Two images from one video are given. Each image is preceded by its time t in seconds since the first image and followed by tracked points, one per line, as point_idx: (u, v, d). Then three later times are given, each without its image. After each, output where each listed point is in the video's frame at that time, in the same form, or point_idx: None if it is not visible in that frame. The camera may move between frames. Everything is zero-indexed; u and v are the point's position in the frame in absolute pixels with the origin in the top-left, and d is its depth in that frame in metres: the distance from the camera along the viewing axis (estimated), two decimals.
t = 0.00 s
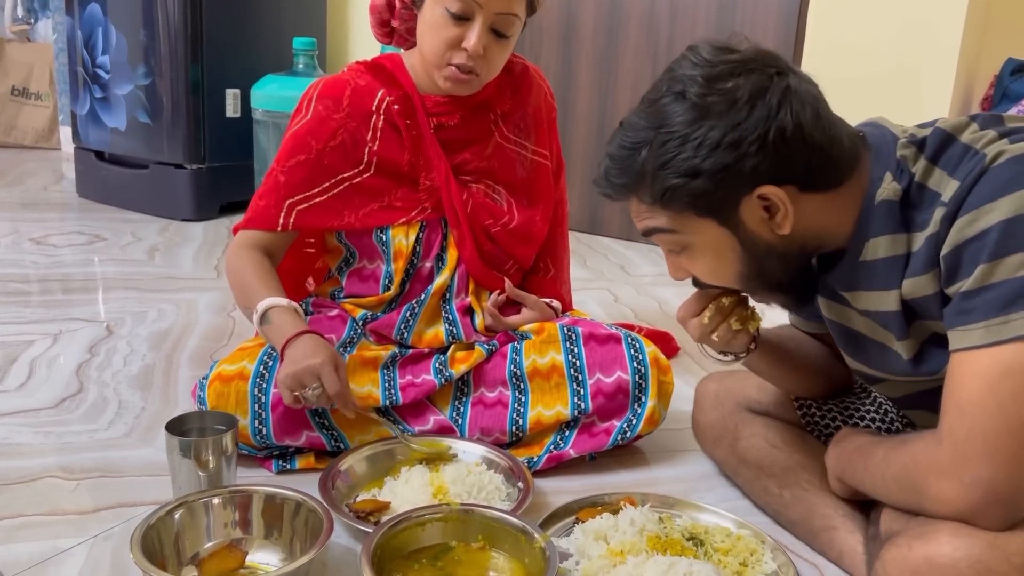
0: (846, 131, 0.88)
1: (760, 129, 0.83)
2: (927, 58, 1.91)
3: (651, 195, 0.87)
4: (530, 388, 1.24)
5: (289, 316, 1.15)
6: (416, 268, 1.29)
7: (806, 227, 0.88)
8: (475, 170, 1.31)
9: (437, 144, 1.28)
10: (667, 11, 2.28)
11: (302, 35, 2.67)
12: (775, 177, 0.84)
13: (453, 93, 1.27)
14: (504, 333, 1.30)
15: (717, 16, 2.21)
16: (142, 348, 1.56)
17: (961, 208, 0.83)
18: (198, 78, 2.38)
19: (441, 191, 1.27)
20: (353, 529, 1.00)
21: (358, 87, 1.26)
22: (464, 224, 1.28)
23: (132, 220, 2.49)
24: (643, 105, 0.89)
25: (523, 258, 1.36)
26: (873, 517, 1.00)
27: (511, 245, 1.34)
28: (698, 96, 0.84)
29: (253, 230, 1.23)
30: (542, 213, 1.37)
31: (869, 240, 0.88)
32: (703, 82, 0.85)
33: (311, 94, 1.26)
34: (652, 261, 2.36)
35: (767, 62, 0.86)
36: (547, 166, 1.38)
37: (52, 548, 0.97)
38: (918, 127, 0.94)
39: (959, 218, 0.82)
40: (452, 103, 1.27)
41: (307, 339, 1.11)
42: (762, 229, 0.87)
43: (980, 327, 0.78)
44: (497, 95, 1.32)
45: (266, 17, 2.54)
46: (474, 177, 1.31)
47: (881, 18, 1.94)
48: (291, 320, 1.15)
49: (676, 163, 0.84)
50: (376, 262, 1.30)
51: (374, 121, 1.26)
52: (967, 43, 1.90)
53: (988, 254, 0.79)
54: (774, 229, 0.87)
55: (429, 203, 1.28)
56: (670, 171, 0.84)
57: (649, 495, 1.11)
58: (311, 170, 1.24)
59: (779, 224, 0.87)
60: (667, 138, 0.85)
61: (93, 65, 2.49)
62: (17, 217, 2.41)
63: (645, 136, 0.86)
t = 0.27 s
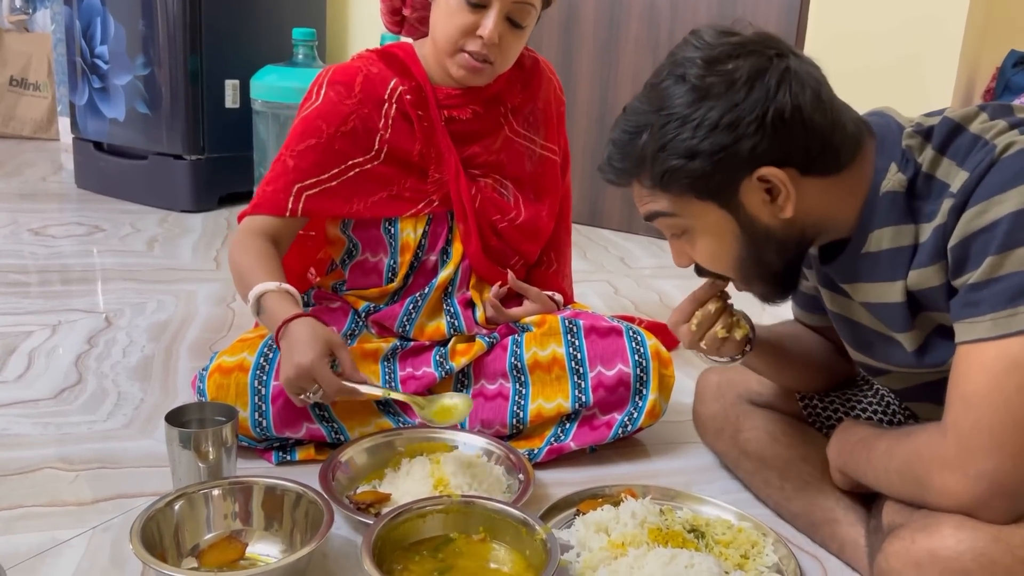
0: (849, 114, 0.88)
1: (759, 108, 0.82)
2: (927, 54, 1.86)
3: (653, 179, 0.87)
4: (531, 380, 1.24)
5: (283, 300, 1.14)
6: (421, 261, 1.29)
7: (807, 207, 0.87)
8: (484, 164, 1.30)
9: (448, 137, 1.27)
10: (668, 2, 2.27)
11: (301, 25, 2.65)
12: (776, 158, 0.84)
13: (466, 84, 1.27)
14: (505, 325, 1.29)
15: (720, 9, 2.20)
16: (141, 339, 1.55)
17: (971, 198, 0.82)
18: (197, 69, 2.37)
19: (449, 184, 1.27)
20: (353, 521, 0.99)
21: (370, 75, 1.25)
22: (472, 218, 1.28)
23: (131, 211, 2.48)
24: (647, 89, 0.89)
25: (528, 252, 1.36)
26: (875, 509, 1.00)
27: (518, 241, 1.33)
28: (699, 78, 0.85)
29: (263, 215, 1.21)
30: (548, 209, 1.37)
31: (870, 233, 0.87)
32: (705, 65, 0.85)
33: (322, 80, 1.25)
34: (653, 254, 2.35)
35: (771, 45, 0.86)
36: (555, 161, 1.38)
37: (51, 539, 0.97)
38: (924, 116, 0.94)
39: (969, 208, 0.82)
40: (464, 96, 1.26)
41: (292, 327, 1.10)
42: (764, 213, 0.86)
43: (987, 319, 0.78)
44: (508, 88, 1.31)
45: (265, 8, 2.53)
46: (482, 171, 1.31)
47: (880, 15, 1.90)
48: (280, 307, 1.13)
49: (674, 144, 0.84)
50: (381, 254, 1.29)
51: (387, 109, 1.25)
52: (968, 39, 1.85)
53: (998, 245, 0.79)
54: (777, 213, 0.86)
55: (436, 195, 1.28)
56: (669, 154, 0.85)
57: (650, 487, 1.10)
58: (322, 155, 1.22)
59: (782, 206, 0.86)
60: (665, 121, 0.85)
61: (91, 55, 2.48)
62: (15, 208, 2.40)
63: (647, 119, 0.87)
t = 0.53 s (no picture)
0: (873, 98, 0.88)
1: (794, 77, 0.82)
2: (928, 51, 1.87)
3: (670, 142, 0.85)
4: (532, 376, 1.24)
5: (331, 325, 1.06)
6: (428, 260, 1.29)
7: (827, 190, 0.87)
8: (494, 163, 1.30)
9: (459, 136, 1.26)
10: None
11: (301, 19, 2.65)
12: (802, 132, 0.83)
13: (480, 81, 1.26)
14: (506, 321, 1.29)
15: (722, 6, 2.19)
16: (141, 334, 1.55)
17: (986, 193, 0.82)
18: (197, 62, 2.36)
19: (460, 184, 1.26)
20: (353, 516, 0.99)
21: (382, 73, 1.22)
22: (484, 219, 1.28)
23: (130, 205, 2.47)
24: (672, 52, 0.87)
25: (535, 251, 1.37)
26: (876, 505, 1.00)
27: (526, 241, 1.34)
28: (730, 41, 0.83)
29: (296, 223, 1.16)
30: (555, 207, 1.38)
31: (888, 220, 0.87)
32: (736, 29, 0.83)
33: (333, 78, 1.22)
34: (653, 249, 2.35)
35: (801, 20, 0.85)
36: (562, 158, 1.39)
37: (51, 534, 0.97)
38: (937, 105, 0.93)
39: (985, 204, 0.81)
40: (476, 96, 1.26)
41: (343, 351, 1.02)
42: (783, 188, 0.86)
43: (998, 318, 0.78)
44: (518, 86, 1.31)
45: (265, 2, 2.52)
46: (492, 170, 1.31)
47: (881, 11, 1.89)
48: (326, 330, 1.05)
49: (701, 107, 0.82)
50: (385, 256, 1.26)
51: (399, 108, 1.22)
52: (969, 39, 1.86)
53: (1012, 244, 0.78)
54: (796, 190, 0.86)
55: (447, 195, 1.27)
56: (694, 116, 0.83)
57: (651, 482, 1.10)
58: (343, 155, 1.18)
59: (802, 182, 0.85)
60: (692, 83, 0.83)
61: (90, 48, 2.47)
62: (14, 201, 2.39)
63: (672, 81, 0.84)
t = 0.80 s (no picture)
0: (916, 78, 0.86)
1: (860, 28, 0.79)
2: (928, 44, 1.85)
3: (716, 79, 0.81)
4: (530, 373, 1.24)
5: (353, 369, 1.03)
6: (432, 262, 1.29)
7: (858, 156, 0.85)
8: (502, 164, 1.30)
9: (468, 137, 1.24)
10: None
11: (300, 15, 2.64)
12: (851, 90, 0.80)
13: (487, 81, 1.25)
14: (506, 318, 1.29)
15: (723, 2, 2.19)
16: (139, 329, 1.55)
17: (1007, 192, 0.80)
18: (195, 58, 2.36)
19: (470, 188, 1.25)
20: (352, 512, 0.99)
21: (390, 75, 1.19)
22: (491, 222, 1.28)
23: (128, 200, 2.47)
24: None
25: (539, 249, 1.37)
26: (874, 501, 1.00)
27: (531, 241, 1.35)
28: None
29: (312, 234, 1.13)
30: (560, 207, 1.38)
31: (910, 197, 0.86)
32: None
33: (340, 81, 1.19)
34: (651, 245, 2.35)
35: None
36: (567, 155, 1.39)
37: (49, 530, 0.97)
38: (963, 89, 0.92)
39: (1004, 203, 0.80)
40: (484, 98, 1.25)
41: (369, 402, 0.97)
42: (818, 146, 0.83)
43: (1012, 317, 0.77)
44: (524, 86, 1.30)
45: None
46: (500, 171, 1.30)
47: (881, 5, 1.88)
48: (347, 377, 1.01)
49: (759, 43, 0.78)
50: (388, 258, 1.25)
51: (408, 111, 1.20)
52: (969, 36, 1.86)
53: None
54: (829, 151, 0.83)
55: (456, 199, 1.26)
56: (747, 49, 0.78)
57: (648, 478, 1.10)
58: (355, 161, 1.16)
59: (838, 145, 0.83)
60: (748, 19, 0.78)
61: (88, 43, 2.47)
62: (12, 197, 2.39)
63: (728, 13, 0.80)
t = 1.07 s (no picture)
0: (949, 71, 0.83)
1: (914, 15, 0.76)
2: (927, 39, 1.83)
3: (755, 43, 0.77)
4: (527, 372, 1.24)
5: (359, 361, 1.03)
6: (432, 263, 1.29)
7: (889, 139, 0.83)
8: (503, 167, 1.30)
9: (469, 140, 1.24)
10: None
11: (298, 12, 2.64)
12: (891, 72, 0.78)
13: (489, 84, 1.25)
14: (504, 316, 1.30)
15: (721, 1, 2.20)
16: (137, 327, 1.55)
17: (1020, 192, 0.78)
18: (194, 55, 2.35)
19: (469, 191, 1.25)
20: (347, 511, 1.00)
21: (391, 77, 1.19)
22: (489, 226, 1.28)
23: (127, 197, 2.47)
24: None
25: (539, 252, 1.37)
26: (871, 500, 1.00)
27: (531, 245, 1.35)
28: None
29: (307, 236, 1.13)
30: (561, 211, 1.38)
31: (927, 185, 0.84)
32: None
33: (341, 82, 1.19)
34: (649, 243, 2.35)
35: None
36: (570, 158, 1.38)
37: (47, 527, 0.97)
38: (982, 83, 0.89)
39: (1017, 202, 0.78)
40: (486, 101, 1.25)
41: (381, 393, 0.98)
42: (849, 126, 0.80)
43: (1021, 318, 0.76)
44: (527, 89, 1.30)
45: None
46: (501, 175, 1.30)
47: None
48: (357, 369, 1.02)
49: (809, 13, 0.74)
50: (388, 262, 1.25)
51: (409, 113, 1.20)
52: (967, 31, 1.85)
53: None
54: (859, 133, 0.81)
55: (456, 202, 1.26)
56: (795, 19, 0.74)
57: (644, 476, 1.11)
58: (354, 163, 1.16)
59: (870, 127, 0.81)
60: None
61: (87, 40, 2.47)
62: (11, 193, 2.39)
63: None
